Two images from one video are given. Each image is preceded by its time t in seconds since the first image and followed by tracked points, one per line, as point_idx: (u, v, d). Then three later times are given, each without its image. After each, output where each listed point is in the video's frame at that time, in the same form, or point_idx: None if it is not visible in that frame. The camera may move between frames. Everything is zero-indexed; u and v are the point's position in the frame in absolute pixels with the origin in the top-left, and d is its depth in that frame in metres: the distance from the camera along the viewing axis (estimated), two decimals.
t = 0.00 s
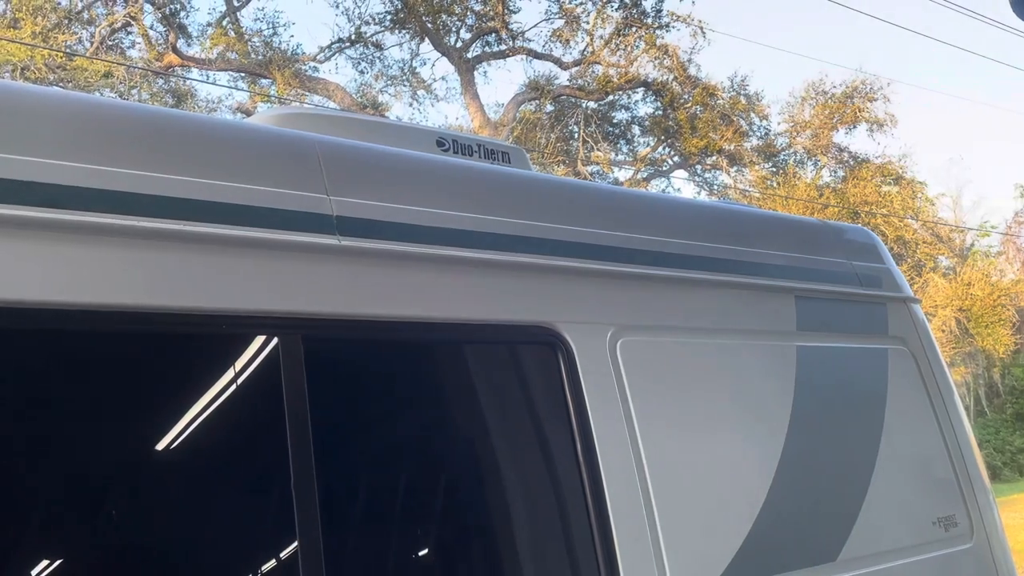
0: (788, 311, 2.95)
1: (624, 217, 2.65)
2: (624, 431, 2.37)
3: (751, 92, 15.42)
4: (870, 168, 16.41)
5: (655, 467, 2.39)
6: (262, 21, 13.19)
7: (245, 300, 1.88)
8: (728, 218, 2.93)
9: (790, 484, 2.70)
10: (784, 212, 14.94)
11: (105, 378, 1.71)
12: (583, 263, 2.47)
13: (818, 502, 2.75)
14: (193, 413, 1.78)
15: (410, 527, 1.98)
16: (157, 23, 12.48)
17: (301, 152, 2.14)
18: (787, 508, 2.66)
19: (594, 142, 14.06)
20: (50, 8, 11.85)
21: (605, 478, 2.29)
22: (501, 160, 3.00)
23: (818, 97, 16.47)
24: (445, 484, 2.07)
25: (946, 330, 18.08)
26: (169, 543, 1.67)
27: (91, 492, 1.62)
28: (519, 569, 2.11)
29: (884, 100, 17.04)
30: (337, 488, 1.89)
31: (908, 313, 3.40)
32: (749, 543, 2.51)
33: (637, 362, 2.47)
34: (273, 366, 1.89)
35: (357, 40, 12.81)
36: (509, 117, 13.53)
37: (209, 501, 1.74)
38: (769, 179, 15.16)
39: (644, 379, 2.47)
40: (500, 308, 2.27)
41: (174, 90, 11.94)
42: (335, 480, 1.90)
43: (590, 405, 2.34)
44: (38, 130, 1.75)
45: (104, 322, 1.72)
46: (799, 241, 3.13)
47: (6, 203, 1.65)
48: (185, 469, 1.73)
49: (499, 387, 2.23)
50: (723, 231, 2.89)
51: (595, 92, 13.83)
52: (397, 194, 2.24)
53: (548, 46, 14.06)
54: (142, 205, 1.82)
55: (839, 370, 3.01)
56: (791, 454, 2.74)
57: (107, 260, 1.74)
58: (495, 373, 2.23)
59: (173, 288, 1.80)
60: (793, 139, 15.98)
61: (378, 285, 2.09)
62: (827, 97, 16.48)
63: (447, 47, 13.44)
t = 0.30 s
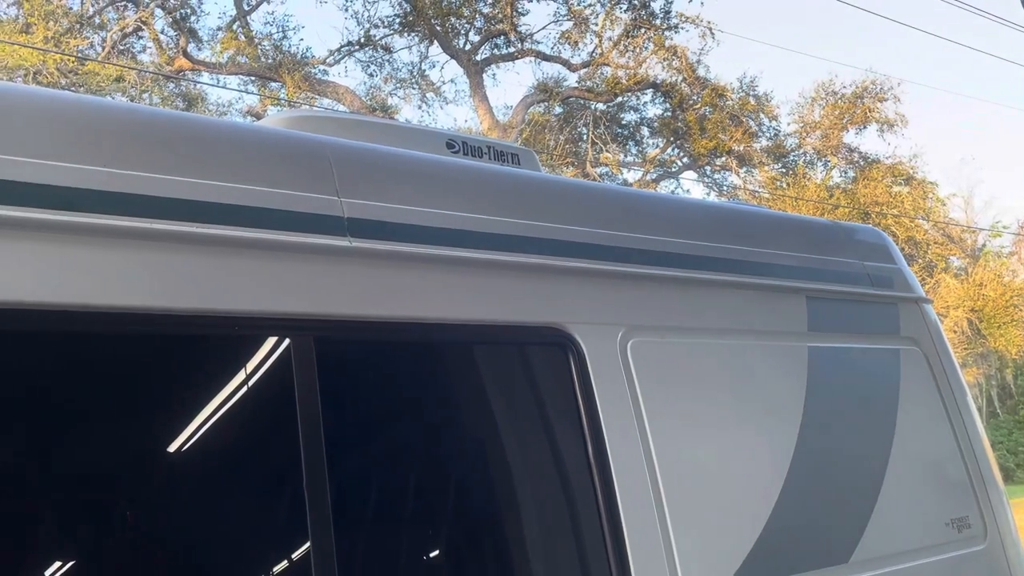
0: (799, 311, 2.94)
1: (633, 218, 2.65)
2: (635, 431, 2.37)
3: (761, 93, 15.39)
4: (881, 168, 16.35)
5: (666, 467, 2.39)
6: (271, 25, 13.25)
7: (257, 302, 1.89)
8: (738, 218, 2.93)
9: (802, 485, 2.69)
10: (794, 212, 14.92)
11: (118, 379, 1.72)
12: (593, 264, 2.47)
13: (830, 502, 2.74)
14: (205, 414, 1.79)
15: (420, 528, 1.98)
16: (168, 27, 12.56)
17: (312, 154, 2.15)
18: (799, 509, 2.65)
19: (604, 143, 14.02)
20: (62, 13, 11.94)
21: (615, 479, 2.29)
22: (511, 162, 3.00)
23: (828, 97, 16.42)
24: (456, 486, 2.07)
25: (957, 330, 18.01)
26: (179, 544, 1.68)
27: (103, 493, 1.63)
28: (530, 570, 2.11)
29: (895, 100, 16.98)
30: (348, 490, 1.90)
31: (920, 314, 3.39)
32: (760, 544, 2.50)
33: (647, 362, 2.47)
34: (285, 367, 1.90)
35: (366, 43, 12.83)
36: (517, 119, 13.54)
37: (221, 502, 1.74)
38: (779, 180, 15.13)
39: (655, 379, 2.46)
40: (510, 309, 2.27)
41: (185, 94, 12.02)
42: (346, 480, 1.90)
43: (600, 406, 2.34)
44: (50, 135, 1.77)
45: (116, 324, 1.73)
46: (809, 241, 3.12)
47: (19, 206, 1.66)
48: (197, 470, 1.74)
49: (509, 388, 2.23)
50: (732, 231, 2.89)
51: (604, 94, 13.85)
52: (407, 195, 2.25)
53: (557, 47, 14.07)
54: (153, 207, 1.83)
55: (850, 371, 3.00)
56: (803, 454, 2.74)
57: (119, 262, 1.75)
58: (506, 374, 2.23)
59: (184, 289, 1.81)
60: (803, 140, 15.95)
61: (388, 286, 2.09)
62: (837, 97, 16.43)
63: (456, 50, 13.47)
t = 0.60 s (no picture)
0: (809, 314, 2.93)
1: (642, 222, 2.65)
2: (645, 435, 2.36)
3: (770, 95, 15.35)
4: (892, 170, 16.29)
5: (676, 471, 2.38)
6: (281, 30, 13.29)
7: (268, 307, 1.89)
8: (748, 221, 2.92)
9: (813, 488, 2.68)
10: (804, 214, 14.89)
11: (130, 384, 1.73)
12: (602, 267, 2.47)
13: (842, 505, 2.72)
14: (217, 418, 1.80)
15: (431, 531, 1.99)
16: (179, 33, 12.64)
17: (321, 159, 2.15)
18: (810, 512, 2.64)
19: (612, 146, 14.09)
20: (74, 19, 12.04)
21: (625, 482, 2.29)
22: (520, 165, 3.02)
23: (838, 98, 16.37)
24: (466, 489, 2.07)
25: (969, 332, 17.93)
26: (191, 548, 1.69)
27: (115, 497, 1.64)
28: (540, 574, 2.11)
29: (906, 101, 16.91)
30: (359, 493, 1.90)
31: (932, 316, 3.37)
32: (771, 547, 2.49)
33: (657, 365, 2.46)
34: (296, 371, 1.90)
35: (375, 47, 12.87)
36: (527, 122, 13.55)
37: (234, 506, 1.75)
38: (790, 182, 15.10)
39: (665, 382, 2.46)
40: (519, 313, 2.28)
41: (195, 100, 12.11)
42: (357, 483, 1.91)
43: (610, 409, 2.34)
44: (64, 142, 1.78)
45: (130, 328, 1.73)
46: (820, 244, 3.11)
47: (31, 213, 1.68)
48: (208, 474, 1.74)
49: (519, 391, 2.23)
50: (742, 234, 2.88)
51: (612, 97, 13.72)
52: (416, 199, 2.25)
53: (566, 50, 14.08)
54: (164, 213, 1.84)
55: (862, 373, 2.98)
56: (814, 457, 2.73)
57: (130, 268, 1.76)
58: (515, 377, 2.24)
59: (195, 294, 1.81)
60: (813, 142, 15.90)
61: (397, 290, 2.10)
62: (847, 98, 16.38)
63: (464, 54, 13.50)
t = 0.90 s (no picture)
0: (819, 316, 2.92)
1: (651, 224, 2.65)
2: (654, 438, 2.36)
3: (779, 97, 15.31)
4: (903, 171, 16.22)
5: (686, 474, 2.37)
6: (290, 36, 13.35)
7: (277, 311, 1.90)
8: (757, 224, 2.92)
9: (823, 491, 2.67)
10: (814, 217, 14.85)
11: (141, 388, 1.73)
12: (611, 270, 2.47)
13: (853, 508, 2.71)
14: (227, 423, 1.80)
15: (440, 536, 1.99)
16: (188, 39, 12.72)
17: (330, 164, 2.16)
18: (821, 515, 2.63)
19: (621, 148, 14.02)
20: (85, 26, 12.13)
21: (635, 486, 2.28)
22: (527, 168, 3.02)
23: (848, 100, 16.31)
24: (475, 492, 2.07)
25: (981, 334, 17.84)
26: (202, 553, 1.69)
27: (126, 501, 1.65)
28: None
29: (916, 102, 16.84)
30: (368, 497, 1.90)
31: (943, 317, 3.36)
32: (781, 550, 2.48)
33: (666, 368, 2.46)
34: (305, 376, 1.91)
35: (384, 52, 12.93)
36: (535, 126, 13.57)
37: (245, 510, 1.76)
38: (799, 184, 15.06)
39: (674, 385, 2.46)
40: (528, 316, 2.27)
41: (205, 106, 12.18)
42: (366, 487, 1.91)
43: (619, 413, 2.33)
44: (75, 147, 1.79)
45: (140, 333, 1.74)
46: (830, 246, 3.10)
47: (42, 219, 1.69)
48: (219, 478, 1.75)
49: (528, 395, 2.23)
50: (751, 237, 2.87)
51: (621, 100, 13.68)
52: (424, 203, 2.26)
53: (574, 54, 14.08)
54: (174, 218, 1.85)
55: (872, 376, 2.97)
56: (824, 460, 2.71)
57: (140, 273, 1.77)
58: (524, 380, 2.23)
59: (204, 299, 1.82)
60: (823, 143, 15.85)
61: (406, 293, 2.10)
62: (856, 100, 16.33)
63: (473, 58, 13.53)
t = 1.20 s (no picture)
0: (826, 318, 2.91)
1: (657, 227, 2.65)
2: (661, 441, 2.35)
3: (787, 100, 15.29)
4: (912, 173, 16.15)
5: (693, 477, 2.37)
6: (298, 41, 13.41)
7: (284, 315, 1.90)
8: (764, 226, 2.91)
9: (832, 494, 2.66)
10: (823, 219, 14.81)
11: (150, 392, 1.74)
12: (617, 272, 2.46)
13: (862, 511, 2.70)
14: (236, 427, 1.80)
15: (448, 540, 1.98)
16: (197, 46, 12.79)
17: (336, 168, 2.16)
18: (829, 518, 2.62)
19: (629, 152, 14.08)
20: (94, 33, 12.21)
21: (642, 490, 2.27)
22: (534, 172, 3.02)
23: (856, 102, 16.27)
24: (484, 496, 2.07)
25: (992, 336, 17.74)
26: (212, 557, 1.70)
27: (135, 505, 1.66)
28: None
29: (924, 104, 16.79)
30: (375, 502, 1.91)
31: (952, 319, 3.34)
32: (790, 553, 2.47)
33: (673, 371, 2.45)
34: (312, 380, 1.91)
35: (391, 57, 12.97)
36: (542, 130, 13.58)
37: (252, 514, 1.76)
38: (808, 187, 15.02)
39: (681, 388, 2.45)
40: (534, 319, 2.27)
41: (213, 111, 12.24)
42: (373, 490, 1.91)
43: (626, 416, 2.33)
44: (84, 151, 1.81)
45: (148, 337, 1.75)
46: (837, 248, 3.09)
47: (50, 224, 1.70)
48: (226, 482, 1.75)
49: (535, 398, 2.23)
50: (758, 239, 2.87)
51: (628, 102, 13.73)
52: (430, 207, 2.26)
53: (581, 58, 14.10)
54: (181, 222, 1.86)
55: (881, 378, 2.96)
56: (833, 462, 2.70)
57: (148, 277, 1.77)
58: (531, 384, 2.23)
59: (211, 303, 1.83)
60: (831, 146, 15.81)
61: (412, 297, 2.10)
62: (865, 102, 16.29)
63: (480, 62, 13.56)
